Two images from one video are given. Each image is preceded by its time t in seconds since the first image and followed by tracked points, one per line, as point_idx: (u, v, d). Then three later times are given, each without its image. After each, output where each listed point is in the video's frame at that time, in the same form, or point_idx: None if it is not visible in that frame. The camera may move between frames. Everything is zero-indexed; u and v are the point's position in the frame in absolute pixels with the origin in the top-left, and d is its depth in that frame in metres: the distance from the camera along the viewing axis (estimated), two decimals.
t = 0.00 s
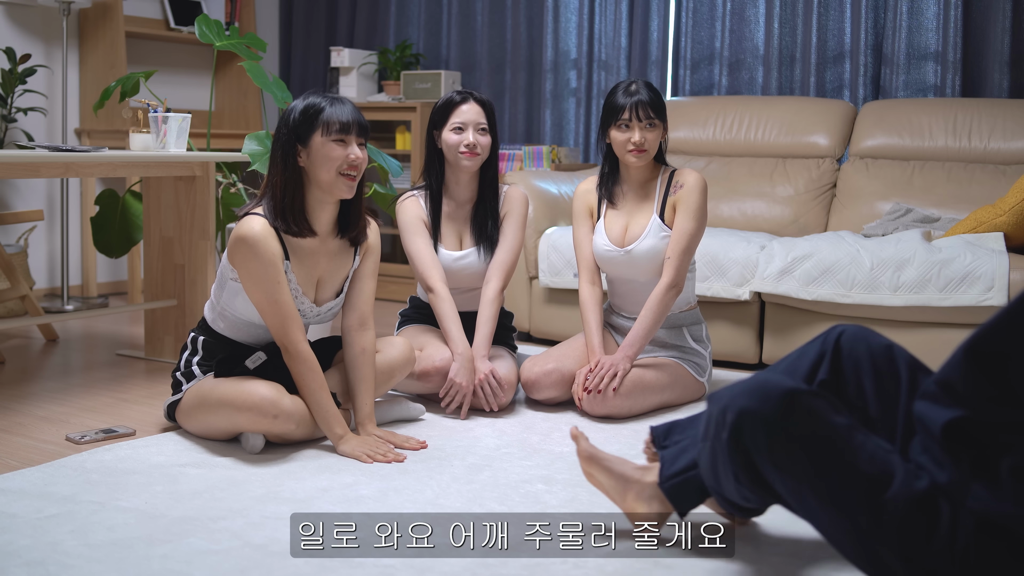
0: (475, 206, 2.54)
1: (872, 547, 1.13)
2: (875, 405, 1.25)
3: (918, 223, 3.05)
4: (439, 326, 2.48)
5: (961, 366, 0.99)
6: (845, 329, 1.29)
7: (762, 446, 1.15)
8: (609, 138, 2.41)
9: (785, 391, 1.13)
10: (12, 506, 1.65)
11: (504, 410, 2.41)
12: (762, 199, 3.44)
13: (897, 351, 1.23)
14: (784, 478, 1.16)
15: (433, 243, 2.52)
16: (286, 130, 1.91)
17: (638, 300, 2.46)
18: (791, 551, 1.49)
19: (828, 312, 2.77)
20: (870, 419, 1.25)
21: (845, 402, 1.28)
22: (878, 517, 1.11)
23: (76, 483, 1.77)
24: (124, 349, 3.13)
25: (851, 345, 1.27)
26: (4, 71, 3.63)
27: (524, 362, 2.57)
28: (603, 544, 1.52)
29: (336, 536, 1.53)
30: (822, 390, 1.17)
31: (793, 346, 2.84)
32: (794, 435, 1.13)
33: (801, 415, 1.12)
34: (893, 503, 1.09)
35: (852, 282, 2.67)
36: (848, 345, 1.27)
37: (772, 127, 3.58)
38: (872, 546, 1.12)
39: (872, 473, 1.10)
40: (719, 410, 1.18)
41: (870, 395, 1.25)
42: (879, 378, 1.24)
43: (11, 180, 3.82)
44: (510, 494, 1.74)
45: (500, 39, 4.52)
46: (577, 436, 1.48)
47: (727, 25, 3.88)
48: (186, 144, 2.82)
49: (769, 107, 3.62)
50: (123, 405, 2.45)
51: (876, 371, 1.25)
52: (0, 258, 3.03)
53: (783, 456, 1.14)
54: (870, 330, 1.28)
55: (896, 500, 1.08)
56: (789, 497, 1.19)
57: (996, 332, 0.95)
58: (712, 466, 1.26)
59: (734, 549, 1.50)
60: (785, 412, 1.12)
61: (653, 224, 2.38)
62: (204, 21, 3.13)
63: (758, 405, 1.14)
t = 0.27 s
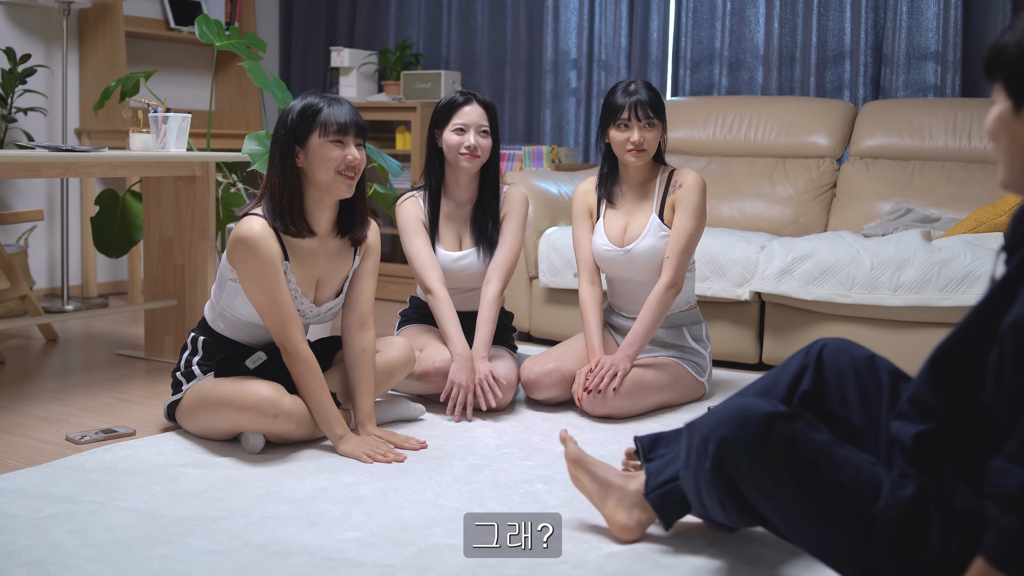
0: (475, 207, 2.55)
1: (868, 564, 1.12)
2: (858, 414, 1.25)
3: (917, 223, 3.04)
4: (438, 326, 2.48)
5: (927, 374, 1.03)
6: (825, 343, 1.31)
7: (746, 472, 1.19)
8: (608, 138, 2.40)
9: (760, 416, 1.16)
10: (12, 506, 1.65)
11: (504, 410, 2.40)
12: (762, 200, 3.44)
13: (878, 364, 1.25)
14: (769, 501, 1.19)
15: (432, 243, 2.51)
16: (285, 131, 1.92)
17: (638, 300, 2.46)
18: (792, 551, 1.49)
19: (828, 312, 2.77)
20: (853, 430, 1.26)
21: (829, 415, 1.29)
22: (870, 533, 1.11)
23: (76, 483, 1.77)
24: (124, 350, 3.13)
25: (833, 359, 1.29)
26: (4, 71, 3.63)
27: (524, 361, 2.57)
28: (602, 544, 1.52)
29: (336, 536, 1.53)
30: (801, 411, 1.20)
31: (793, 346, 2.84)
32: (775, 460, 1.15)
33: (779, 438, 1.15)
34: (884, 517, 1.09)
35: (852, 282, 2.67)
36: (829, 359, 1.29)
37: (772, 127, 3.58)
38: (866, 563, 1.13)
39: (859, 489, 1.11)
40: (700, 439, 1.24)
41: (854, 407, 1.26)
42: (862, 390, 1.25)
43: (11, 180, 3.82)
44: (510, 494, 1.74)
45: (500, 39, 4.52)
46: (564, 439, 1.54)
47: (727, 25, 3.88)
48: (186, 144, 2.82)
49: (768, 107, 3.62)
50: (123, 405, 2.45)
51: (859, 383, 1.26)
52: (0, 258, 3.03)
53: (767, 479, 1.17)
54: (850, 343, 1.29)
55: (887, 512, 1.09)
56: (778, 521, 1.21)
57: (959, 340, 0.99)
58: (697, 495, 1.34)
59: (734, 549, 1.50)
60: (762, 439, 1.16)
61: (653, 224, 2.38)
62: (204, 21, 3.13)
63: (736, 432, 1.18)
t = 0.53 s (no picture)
0: (476, 207, 2.55)
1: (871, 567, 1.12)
2: (855, 421, 1.25)
3: (917, 223, 3.04)
4: (439, 326, 2.48)
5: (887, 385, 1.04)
6: (822, 353, 1.31)
7: (741, 479, 1.19)
8: (607, 138, 2.40)
9: (754, 422, 1.17)
10: (12, 506, 1.65)
11: (503, 410, 2.40)
12: (762, 199, 3.44)
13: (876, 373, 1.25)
14: (767, 507, 1.19)
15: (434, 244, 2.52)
16: (283, 132, 1.92)
17: (638, 300, 2.46)
18: (790, 551, 1.49)
19: (828, 312, 2.77)
20: (851, 437, 1.25)
21: (828, 423, 1.28)
22: (868, 537, 1.10)
23: (76, 483, 1.77)
24: (124, 349, 3.13)
25: (830, 368, 1.29)
26: (4, 71, 3.63)
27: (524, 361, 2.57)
28: (602, 543, 1.52)
29: (336, 536, 1.53)
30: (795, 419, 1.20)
31: (792, 346, 2.84)
32: (771, 466, 1.16)
33: (773, 445, 1.16)
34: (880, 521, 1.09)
35: (852, 282, 2.67)
36: (825, 367, 1.29)
37: (772, 127, 3.58)
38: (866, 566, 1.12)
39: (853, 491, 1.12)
40: (696, 448, 1.24)
41: (851, 415, 1.26)
42: (859, 395, 1.25)
43: (11, 180, 3.82)
44: (511, 494, 1.74)
45: (500, 39, 4.52)
46: (568, 432, 1.55)
47: (727, 25, 3.88)
48: (186, 144, 2.82)
49: (768, 107, 3.62)
50: (122, 405, 2.45)
51: (856, 390, 1.26)
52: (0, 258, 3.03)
53: (764, 486, 1.17)
54: (846, 353, 1.30)
55: (885, 513, 1.08)
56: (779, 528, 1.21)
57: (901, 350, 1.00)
58: (695, 503, 1.33)
59: (733, 549, 1.50)
60: (756, 446, 1.16)
61: (652, 224, 2.38)
62: (204, 21, 3.13)
63: (732, 441, 1.18)
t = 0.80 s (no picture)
0: (475, 207, 2.55)
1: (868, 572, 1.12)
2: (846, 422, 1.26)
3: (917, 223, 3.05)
4: (439, 325, 2.48)
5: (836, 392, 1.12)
6: (813, 356, 1.32)
7: (729, 492, 1.20)
8: (606, 138, 2.40)
9: (738, 434, 1.18)
10: (12, 506, 1.65)
11: (503, 410, 2.40)
12: (762, 200, 3.44)
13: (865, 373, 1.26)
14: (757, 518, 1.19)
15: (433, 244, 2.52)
16: (296, 125, 1.87)
17: (637, 300, 2.46)
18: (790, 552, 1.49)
19: (828, 313, 2.77)
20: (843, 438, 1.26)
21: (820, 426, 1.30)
22: (858, 539, 1.11)
23: (76, 483, 1.77)
24: (124, 350, 3.13)
25: (821, 369, 1.30)
26: (4, 71, 3.63)
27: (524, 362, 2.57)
28: (600, 543, 1.52)
29: (336, 537, 1.53)
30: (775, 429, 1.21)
31: (792, 346, 2.84)
32: (753, 476, 1.16)
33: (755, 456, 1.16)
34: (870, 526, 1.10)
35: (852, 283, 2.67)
36: (818, 370, 1.30)
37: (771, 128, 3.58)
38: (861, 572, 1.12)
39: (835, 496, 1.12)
40: (680, 463, 1.25)
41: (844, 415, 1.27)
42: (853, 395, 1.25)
43: (11, 180, 3.82)
44: (510, 494, 1.75)
45: (500, 39, 4.52)
46: (559, 441, 1.56)
47: (727, 25, 3.88)
48: (186, 144, 2.82)
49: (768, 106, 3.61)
50: (122, 405, 2.45)
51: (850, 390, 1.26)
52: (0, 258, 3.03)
53: (753, 497, 1.17)
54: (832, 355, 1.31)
55: (871, 512, 1.10)
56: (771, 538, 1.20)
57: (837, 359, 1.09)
58: (688, 515, 1.33)
59: (733, 549, 1.50)
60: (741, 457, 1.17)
61: (651, 224, 2.38)
62: (204, 21, 3.13)
63: (713, 451, 1.19)
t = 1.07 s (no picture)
0: (474, 206, 2.55)
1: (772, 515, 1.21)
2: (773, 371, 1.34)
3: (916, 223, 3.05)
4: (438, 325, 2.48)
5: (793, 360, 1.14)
6: (742, 301, 1.39)
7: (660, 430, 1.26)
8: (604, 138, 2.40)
9: (676, 364, 1.23)
10: (11, 506, 1.65)
11: (503, 410, 2.41)
12: (762, 199, 3.44)
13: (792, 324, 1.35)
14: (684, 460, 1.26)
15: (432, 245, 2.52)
16: (331, 125, 1.87)
17: (636, 300, 2.47)
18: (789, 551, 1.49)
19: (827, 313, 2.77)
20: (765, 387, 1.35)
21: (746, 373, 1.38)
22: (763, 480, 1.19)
23: (76, 483, 1.77)
24: (124, 350, 3.13)
25: (750, 315, 1.38)
26: (4, 71, 3.62)
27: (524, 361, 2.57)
28: (601, 543, 1.51)
29: (335, 537, 1.52)
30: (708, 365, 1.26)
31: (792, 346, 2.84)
32: (678, 405, 1.22)
33: (691, 399, 1.21)
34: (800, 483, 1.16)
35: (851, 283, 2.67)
36: (748, 316, 1.38)
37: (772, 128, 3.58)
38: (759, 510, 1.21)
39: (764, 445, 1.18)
40: (618, 385, 1.29)
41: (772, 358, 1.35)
42: (777, 343, 1.35)
43: (11, 180, 3.81)
44: (511, 494, 1.74)
45: (500, 39, 4.52)
46: (523, 471, 1.57)
47: (727, 25, 3.89)
48: (186, 144, 2.82)
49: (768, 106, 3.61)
50: (122, 405, 2.45)
51: (774, 338, 1.35)
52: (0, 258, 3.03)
53: (674, 423, 1.23)
54: (765, 302, 1.38)
55: (785, 459, 1.16)
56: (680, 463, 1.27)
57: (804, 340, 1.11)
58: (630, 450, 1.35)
59: (732, 549, 1.50)
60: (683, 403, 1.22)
61: (650, 224, 2.38)
62: (204, 21, 3.13)
63: (648, 376, 1.24)
